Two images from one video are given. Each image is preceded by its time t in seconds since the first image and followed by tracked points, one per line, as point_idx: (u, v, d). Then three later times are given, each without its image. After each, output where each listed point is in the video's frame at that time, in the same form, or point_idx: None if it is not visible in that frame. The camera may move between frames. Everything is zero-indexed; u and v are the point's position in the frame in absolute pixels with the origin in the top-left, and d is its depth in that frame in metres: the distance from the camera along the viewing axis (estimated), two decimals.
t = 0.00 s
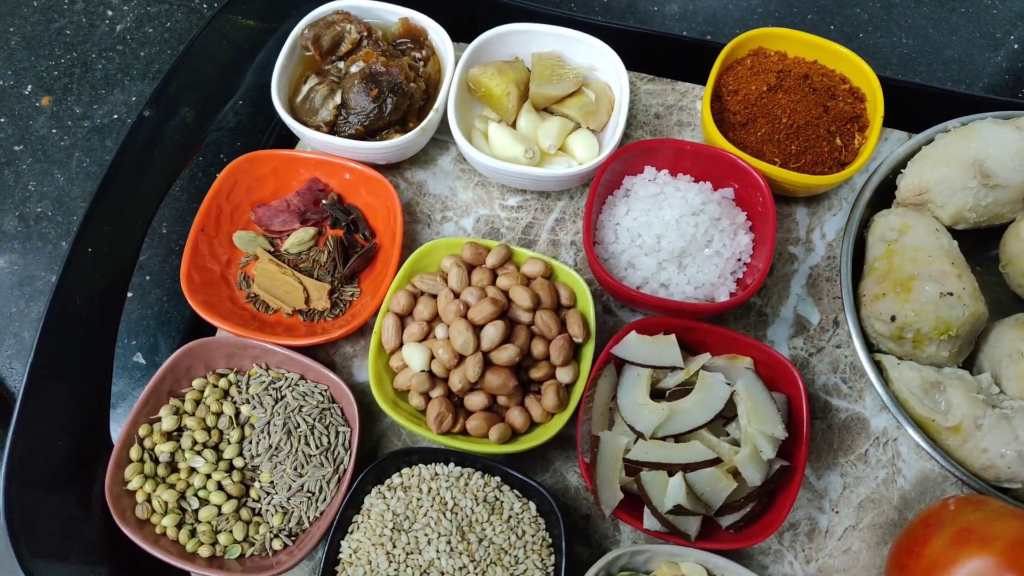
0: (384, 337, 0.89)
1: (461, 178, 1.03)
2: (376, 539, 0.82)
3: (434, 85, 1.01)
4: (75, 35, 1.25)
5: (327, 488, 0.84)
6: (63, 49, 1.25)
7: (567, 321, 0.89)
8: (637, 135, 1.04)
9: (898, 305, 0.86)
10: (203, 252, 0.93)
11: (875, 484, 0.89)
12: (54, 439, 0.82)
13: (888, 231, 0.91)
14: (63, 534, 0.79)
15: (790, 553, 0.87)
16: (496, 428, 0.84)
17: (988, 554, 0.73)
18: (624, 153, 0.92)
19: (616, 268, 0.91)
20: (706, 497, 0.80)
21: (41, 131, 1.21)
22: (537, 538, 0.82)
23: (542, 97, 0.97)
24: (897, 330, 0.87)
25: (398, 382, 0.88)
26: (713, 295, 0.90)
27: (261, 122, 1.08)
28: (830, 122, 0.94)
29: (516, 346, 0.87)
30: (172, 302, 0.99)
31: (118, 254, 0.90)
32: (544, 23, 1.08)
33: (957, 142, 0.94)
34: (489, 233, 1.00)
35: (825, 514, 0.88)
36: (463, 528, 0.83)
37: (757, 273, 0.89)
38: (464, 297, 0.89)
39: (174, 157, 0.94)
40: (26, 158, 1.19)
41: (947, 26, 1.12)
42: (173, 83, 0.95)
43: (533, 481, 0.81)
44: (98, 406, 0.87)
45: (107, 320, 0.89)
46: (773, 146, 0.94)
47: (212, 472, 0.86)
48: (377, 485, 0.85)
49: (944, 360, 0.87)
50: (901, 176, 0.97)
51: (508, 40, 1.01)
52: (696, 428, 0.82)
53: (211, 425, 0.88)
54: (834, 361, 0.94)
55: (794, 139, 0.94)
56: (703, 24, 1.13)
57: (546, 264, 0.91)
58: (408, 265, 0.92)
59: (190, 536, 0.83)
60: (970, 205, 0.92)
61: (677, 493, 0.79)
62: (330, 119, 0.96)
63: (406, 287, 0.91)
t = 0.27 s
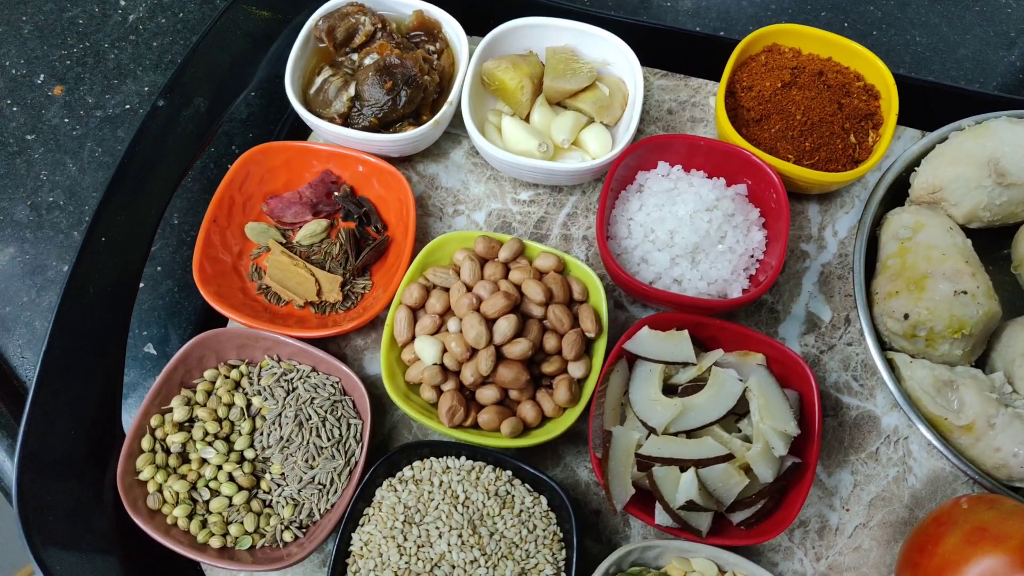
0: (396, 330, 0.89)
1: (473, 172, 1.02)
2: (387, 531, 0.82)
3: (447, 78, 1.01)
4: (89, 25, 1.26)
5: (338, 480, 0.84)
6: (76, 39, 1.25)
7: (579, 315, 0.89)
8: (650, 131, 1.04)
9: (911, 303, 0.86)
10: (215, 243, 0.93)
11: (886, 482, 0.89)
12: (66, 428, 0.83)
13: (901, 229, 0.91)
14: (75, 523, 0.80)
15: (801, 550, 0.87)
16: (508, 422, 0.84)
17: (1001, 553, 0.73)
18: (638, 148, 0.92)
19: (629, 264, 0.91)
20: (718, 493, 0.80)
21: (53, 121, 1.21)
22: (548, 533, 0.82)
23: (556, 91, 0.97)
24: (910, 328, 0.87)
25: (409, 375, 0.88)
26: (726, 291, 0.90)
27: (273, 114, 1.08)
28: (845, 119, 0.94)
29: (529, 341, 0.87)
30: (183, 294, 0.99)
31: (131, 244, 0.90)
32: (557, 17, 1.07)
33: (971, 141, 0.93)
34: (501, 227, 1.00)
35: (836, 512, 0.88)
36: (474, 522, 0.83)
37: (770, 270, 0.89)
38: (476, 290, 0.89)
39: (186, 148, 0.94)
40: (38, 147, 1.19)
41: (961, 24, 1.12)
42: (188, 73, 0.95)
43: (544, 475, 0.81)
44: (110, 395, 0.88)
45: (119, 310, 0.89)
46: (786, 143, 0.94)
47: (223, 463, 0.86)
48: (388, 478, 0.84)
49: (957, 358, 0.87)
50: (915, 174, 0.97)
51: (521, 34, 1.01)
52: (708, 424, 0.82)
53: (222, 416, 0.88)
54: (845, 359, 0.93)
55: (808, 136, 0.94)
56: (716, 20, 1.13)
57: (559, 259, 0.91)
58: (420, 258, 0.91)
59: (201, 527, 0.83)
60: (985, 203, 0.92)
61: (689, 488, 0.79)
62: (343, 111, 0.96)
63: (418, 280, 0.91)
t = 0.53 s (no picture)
0: (399, 326, 0.89)
1: (476, 168, 1.02)
2: (390, 527, 0.82)
3: (450, 75, 1.01)
4: (92, 20, 1.25)
5: (341, 476, 0.84)
6: (79, 34, 1.25)
7: (582, 312, 0.89)
8: (652, 128, 1.04)
9: (914, 301, 0.86)
10: (219, 239, 0.93)
11: (887, 479, 0.89)
12: (67, 423, 0.83)
13: (903, 227, 0.91)
14: (77, 517, 0.80)
15: (803, 547, 0.87)
16: (511, 418, 0.84)
17: (1004, 550, 0.74)
18: (642, 145, 0.91)
19: (632, 261, 0.91)
20: (720, 490, 0.80)
21: (56, 116, 1.20)
22: (551, 529, 0.82)
23: (560, 88, 0.97)
24: (913, 325, 0.87)
25: (412, 371, 0.88)
26: (728, 288, 0.90)
27: (276, 111, 1.09)
28: (848, 116, 0.94)
29: (532, 337, 0.87)
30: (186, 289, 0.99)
31: (135, 240, 0.90)
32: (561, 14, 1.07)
33: (974, 138, 0.93)
34: (504, 224, 1.00)
35: (838, 509, 0.88)
36: (476, 518, 0.83)
37: (773, 267, 0.89)
38: (480, 286, 0.89)
39: (190, 143, 0.94)
40: (41, 142, 1.19)
41: (963, 23, 1.12)
42: (191, 68, 0.95)
43: (547, 471, 0.80)
44: (112, 390, 0.87)
45: (122, 305, 0.89)
46: (789, 141, 0.94)
47: (226, 459, 0.86)
48: (391, 474, 0.85)
49: (959, 356, 0.87)
50: (917, 172, 0.97)
51: (525, 31, 1.01)
52: (711, 421, 0.82)
53: (225, 411, 0.88)
54: (847, 356, 0.93)
55: (810, 134, 0.94)
56: (719, 18, 1.13)
57: (562, 255, 0.91)
58: (424, 254, 0.91)
59: (204, 523, 0.83)
60: (988, 201, 0.92)
61: (692, 485, 0.79)
62: (347, 107, 0.96)
63: (421, 276, 0.91)
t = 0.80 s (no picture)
0: (386, 322, 0.90)
1: (462, 165, 1.03)
2: (377, 522, 0.82)
3: (436, 73, 1.01)
4: (78, 21, 1.26)
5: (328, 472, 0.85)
6: (66, 35, 1.25)
7: (568, 307, 0.89)
8: (638, 124, 1.05)
9: (895, 292, 0.87)
10: (206, 237, 0.94)
11: (871, 469, 0.90)
12: (54, 420, 0.83)
13: (886, 220, 0.92)
14: (64, 514, 0.80)
15: (787, 537, 0.88)
16: (497, 412, 0.85)
17: (984, 536, 0.74)
18: (627, 140, 0.92)
19: (617, 255, 0.92)
20: (705, 481, 0.81)
21: (43, 117, 1.21)
22: (537, 522, 0.83)
23: (545, 85, 0.97)
24: (894, 316, 0.88)
25: (399, 367, 0.88)
26: (713, 281, 0.90)
27: (264, 109, 1.09)
28: (830, 111, 0.95)
29: (518, 332, 0.88)
30: (173, 288, 1.00)
31: (121, 239, 0.90)
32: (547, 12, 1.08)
33: (955, 132, 0.94)
34: (490, 220, 1.00)
35: (822, 499, 0.89)
36: (463, 512, 0.84)
37: (757, 261, 0.90)
38: (466, 282, 0.90)
39: (178, 142, 0.95)
40: (28, 142, 1.19)
41: (945, 19, 1.14)
42: (178, 67, 0.95)
43: (533, 464, 0.81)
44: (98, 388, 0.88)
45: (108, 303, 0.89)
46: (773, 136, 0.95)
47: (213, 456, 0.86)
48: (378, 469, 0.85)
49: (940, 346, 0.88)
50: (899, 166, 0.98)
51: (510, 29, 1.01)
52: (696, 412, 0.83)
53: (213, 409, 0.88)
54: (831, 348, 0.94)
55: (794, 128, 0.95)
56: (704, 16, 1.14)
57: (548, 251, 0.91)
58: (410, 251, 0.92)
59: (191, 520, 0.83)
60: (967, 194, 0.93)
61: (676, 476, 0.80)
62: (333, 105, 0.96)
63: (408, 273, 0.92)
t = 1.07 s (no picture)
0: (335, 320, 0.89)
1: (414, 161, 1.02)
2: (330, 522, 0.82)
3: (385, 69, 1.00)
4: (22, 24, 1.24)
5: (281, 473, 0.84)
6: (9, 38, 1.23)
7: (519, 299, 0.89)
8: (590, 113, 1.04)
9: (846, 273, 0.87)
10: (152, 242, 0.92)
11: (827, 451, 0.90)
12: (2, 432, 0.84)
13: (837, 201, 0.92)
14: (13, 526, 0.80)
15: (745, 521, 0.88)
16: (449, 407, 0.84)
17: (934, 510, 0.75)
18: (575, 129, 0.92)
19: (568, 245, 0.91)
20: (658, 468, 0.81)
21: None
22: (491, 516, 0.83)
23: (493, 77, 0.97)
24: (846, 297, 0.87)
25: (350, 365, 0.88)
26: (664, 268, 0.90)
27: (212, 111, 1.08)
28: (778, 94, 0.95)
29: (469, 325, 0.87)
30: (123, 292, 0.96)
31: (66, 243, 0.97)
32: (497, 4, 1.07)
33: (903, 111, 0.94)
34: (443, 215, 1.00)
35: (779, 482, 0.89)
36: (416, 508, 0.83)
37: (708, 245, 0.89)
38: (415, 277, 0.89)
39: (122, 145, 1.03)
40: None
41: None
42: (121, 70, 1.03)
43: (485, 458, 0.81)
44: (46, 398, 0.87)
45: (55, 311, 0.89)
46: (722, 120, 0.95)
47: (164, 462, 0.85)
48: (331, 468, 0.85)
49: (892, 325, 0.88)
50: (849, 146, 0.98)
51: (457, 21, 1.01)
52: (647, 400, 0.83)
53: (163, 414, 0.87)
54: (786, 331, 0.95)
55: (743, 112, 0.94)
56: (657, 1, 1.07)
57: (498, 243, 0.91)
58: (359, 247, 0.91)
59: (143, 527, 0.82)
60: (917, 171, 0.93)
61: (628, 464, 0.80)
62: (279, 104, 0.95)
63: (357, 270, 0.91)
